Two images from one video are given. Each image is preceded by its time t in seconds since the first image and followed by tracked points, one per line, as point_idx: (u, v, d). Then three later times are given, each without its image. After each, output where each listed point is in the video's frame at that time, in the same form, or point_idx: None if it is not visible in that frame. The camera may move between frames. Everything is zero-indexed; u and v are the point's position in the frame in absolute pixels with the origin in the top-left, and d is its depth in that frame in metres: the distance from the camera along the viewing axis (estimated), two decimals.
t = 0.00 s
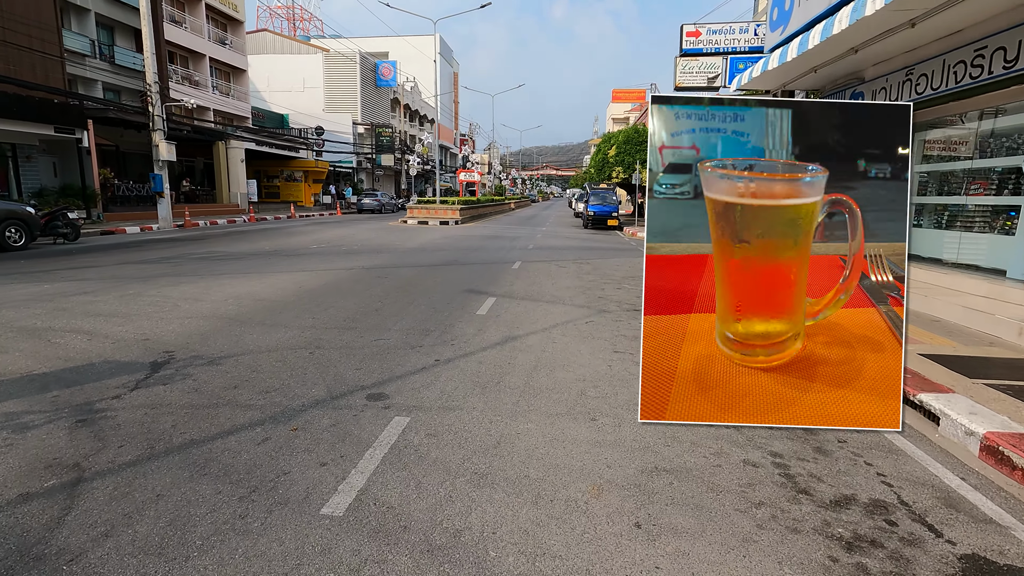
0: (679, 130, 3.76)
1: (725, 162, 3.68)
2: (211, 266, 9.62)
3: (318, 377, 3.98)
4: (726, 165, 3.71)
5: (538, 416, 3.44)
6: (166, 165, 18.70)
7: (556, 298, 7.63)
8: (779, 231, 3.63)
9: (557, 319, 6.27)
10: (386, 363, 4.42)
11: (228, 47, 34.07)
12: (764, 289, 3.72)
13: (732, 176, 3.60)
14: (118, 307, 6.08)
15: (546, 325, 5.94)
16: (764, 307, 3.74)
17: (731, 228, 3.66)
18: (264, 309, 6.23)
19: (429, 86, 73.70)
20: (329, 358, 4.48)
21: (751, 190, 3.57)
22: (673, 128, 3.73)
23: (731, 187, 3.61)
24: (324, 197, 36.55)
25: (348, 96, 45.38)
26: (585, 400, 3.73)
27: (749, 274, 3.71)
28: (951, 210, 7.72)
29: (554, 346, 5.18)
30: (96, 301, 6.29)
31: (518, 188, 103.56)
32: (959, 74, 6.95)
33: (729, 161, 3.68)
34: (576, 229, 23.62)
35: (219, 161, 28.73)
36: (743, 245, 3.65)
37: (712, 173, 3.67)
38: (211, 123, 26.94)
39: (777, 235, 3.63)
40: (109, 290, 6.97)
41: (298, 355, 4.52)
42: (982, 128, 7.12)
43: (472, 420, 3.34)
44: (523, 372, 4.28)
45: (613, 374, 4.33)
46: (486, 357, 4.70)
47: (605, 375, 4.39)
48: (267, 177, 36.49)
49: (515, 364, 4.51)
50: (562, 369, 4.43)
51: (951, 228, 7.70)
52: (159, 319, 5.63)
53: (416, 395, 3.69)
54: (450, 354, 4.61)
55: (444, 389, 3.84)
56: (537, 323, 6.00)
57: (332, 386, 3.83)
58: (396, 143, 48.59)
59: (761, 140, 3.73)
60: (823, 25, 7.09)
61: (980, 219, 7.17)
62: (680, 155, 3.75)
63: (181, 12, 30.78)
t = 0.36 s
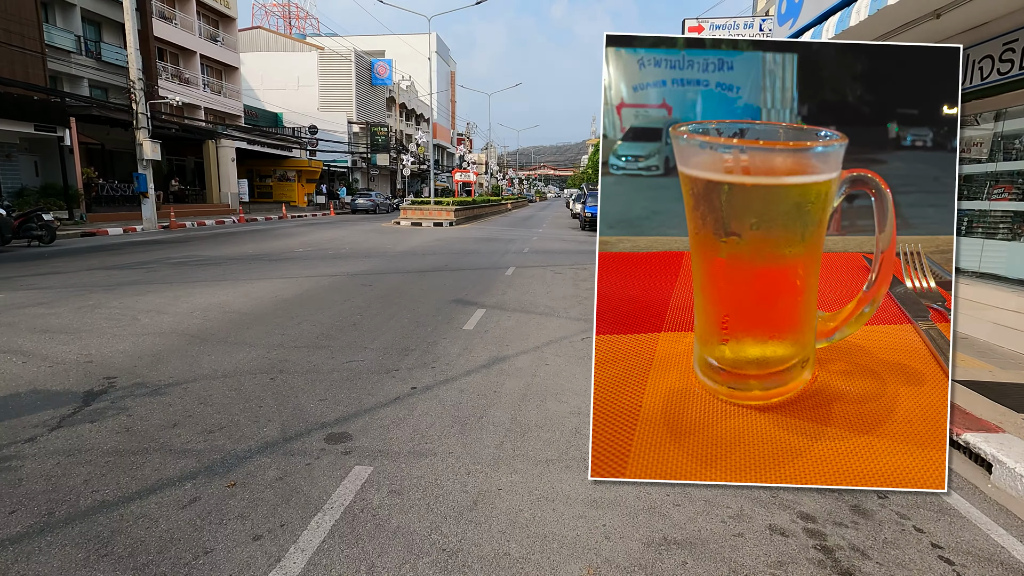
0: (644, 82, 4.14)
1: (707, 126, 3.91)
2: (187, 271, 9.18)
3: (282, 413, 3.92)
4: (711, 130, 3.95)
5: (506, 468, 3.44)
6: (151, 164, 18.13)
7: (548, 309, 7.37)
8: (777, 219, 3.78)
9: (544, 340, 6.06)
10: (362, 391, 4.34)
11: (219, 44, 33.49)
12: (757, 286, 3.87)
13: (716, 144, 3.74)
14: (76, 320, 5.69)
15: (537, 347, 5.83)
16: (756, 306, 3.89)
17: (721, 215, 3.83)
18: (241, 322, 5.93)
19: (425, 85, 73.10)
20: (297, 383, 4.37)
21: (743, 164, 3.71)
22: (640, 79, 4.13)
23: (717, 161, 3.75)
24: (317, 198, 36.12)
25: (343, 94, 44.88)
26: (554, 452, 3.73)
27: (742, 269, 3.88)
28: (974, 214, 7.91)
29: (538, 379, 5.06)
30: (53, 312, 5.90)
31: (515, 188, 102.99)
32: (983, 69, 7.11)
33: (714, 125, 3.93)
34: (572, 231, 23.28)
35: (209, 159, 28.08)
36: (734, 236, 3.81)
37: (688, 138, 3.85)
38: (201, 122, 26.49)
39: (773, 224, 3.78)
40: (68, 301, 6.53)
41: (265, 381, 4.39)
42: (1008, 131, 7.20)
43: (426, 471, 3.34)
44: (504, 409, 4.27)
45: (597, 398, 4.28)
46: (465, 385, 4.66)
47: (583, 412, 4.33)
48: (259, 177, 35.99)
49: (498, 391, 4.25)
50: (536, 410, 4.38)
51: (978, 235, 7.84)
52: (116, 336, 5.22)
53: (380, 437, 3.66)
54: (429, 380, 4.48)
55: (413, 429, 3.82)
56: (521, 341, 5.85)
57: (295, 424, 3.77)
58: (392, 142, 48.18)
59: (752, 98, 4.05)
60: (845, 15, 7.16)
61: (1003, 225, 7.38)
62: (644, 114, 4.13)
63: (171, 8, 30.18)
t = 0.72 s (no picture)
0: (647, 83, 4.07)
1: (707, 127, 3.81)
2: (156, 275, 8.71)
3: (226, 449, 3.81)
4: (710, 129, 3.86)
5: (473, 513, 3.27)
6: (130, 164, 17.60)
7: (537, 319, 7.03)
8: (777, 217, 3.66)
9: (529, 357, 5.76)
10: (323, 421, 4.23)
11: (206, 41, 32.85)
12: (756, 287, 3.78)
13: (718, 144, 3.63)
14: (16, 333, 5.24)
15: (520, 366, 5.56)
16: (755, 305, 3.81)
17: (721, 215, 3.74)
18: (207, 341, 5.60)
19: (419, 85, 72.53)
20: (245, 414, 4.27)
21: (743, 163, 3.59)
22: (643, 80, 4.03)
23: (717, 161, 3.64)
24: (307, 199, 35.56)
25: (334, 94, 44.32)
26: (520, 489, 3.52)
27: (742, 270, 3.78)
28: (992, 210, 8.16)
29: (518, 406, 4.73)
30: None
31: (510, 188, 102.36)
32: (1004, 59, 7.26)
33: (715, 125, 3.84)
34: (566, 231, 22.87)
35: (195, 160, 27.48)
36: (734, 236, 3.72)
37: (688, 139, 3.75)
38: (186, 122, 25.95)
39: (773, 224, 3.68)
40: (11, 310, 6.06)
41: (210, 411, 4.29)
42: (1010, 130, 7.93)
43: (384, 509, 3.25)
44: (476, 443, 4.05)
45: (599, 396, 4.26)
46: (437, 409, 4.53)
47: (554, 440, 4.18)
48: (248, 177, 35.37)
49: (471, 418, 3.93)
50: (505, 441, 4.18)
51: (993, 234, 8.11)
52: (50, 356, 4.86)
53: (329, 482, 3.48)
54: (396, 405, 4.46)
55: (369, 468, 3.65)
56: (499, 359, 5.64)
57: (235, 462, 3.66)
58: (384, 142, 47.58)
59: (754, 99, 3.99)
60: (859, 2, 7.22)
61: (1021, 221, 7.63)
62: (645, 116, 4.04)
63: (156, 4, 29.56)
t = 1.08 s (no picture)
0: (647, 85, 3.85)
1: (708, 127, 3.60)
2: (135, 277, 8.30)
3: (166, 489, 3.37)
4: (711, 130, 3.66)
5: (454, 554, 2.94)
6: (121, 161, 17.14)
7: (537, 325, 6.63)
8: (777, 216, 3.51)
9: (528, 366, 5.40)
10: (290, 451, 3.84)
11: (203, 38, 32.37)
12: (757, 287, 3.62)
13: (719, 144, 3.46)
14: None
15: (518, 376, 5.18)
16: (755, 306, 3.64)
17: (721, 214, 3.57)
18: (178, 359, 5.17)
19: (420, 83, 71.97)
20: (196, 445, 3.85)
21: (744, 164, 3.43)
22: (640, 79, 3.82)
23: (720, 162, 3.48)
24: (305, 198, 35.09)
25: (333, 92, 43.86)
26: (507, 527, 3.19)
27: (742, 271, 3.62)
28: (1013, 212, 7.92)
29: (517, 428, 4.36)
30: None
31: (511, 187, 101.69)
32: None
33: (715, 125, 3.64)
34: (568, 231, 22.40)
35: (190, 158, 27.06)
36: (734, 236, 3.56)
37: (691, 140, 3.56)
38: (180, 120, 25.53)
39: (773, 224, 3.52)
40: None
41: (157, 441, 3.88)
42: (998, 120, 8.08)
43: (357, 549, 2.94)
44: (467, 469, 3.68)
45: (598, 397, 4.09)
46: (422, 436, 4.12)
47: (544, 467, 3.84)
48: (245, 176, 34.79)
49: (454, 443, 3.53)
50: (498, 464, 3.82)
51: (1012, 237, 7.89)
52: None
53: (281, 536, 3.01)
54: (374, 433, 4.05)
55: (334, 516, 3.20)
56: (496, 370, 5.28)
57: (173, 509, 3.20)
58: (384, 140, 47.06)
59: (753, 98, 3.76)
60: None
61: None
62: (646, 117, 3.83)
63: None
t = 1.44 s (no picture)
0: (647, 82, 4.01)
1: (710, 127, 3.76)
2: (111, 283, 7.96)
3: None
4: (712, 130, 3.80)
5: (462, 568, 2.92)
6: (105, 161, 16.74)
7: (536, 334, 6.43)
8: (778, 220, 3.65)
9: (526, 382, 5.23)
10: (223, 516, 3.26)
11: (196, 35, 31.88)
12: (757, 291, 3.78)
13: (717, 146, 3.62)
14: None
15: (517, 395, 5.02)
16: (756, 306, 3.80)
17: (721, 215, 3.72)
18: (116, 390, 4.69)
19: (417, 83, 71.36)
20: (109, 508, 3.29)
21: (744, 165, 3.58)
22: (639, 76, 3.98)
23: (717, 162, 3.64)
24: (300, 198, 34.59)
25: (329, 90, 43.36)
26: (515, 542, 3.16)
27: (742, 275, 3.77)
28: None
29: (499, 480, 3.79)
30: None
31: (509, 188, 100.85)
32: None
33: (717, 125, 3.79)
34: (567, 233, 21.99)
35: (179, 157, 26.54)
36: (734, 236, 3.71)
37: (692, 140, 3.72)
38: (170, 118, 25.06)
39: (773, 224, 3.67)
40: None
41: (65, 503, 3.33)
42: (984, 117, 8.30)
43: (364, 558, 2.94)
44: (472, 481, 3.72)
45: (598, 396, 4.25)
46: (386, 492, 3.57)
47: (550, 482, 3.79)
48: (238, 175, 34.22)
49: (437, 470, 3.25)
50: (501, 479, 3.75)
51: None
52: None
53: None
54: (330, 491, 3.50)
55: None
56: (486, 392, 5.04)
57: None
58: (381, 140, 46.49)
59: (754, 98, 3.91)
60: None
61: None
62: (646, 115, 3.98)
63: None
